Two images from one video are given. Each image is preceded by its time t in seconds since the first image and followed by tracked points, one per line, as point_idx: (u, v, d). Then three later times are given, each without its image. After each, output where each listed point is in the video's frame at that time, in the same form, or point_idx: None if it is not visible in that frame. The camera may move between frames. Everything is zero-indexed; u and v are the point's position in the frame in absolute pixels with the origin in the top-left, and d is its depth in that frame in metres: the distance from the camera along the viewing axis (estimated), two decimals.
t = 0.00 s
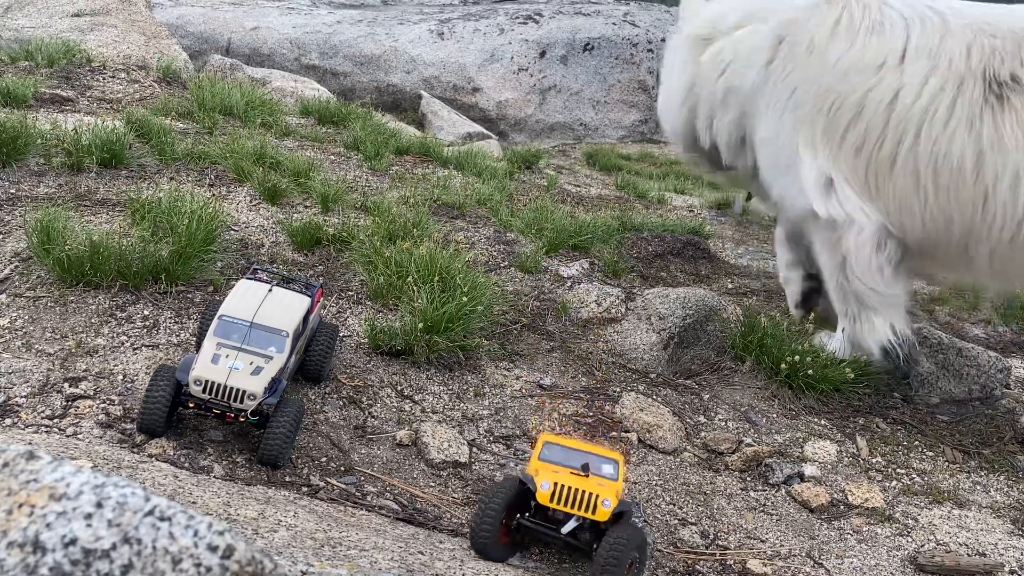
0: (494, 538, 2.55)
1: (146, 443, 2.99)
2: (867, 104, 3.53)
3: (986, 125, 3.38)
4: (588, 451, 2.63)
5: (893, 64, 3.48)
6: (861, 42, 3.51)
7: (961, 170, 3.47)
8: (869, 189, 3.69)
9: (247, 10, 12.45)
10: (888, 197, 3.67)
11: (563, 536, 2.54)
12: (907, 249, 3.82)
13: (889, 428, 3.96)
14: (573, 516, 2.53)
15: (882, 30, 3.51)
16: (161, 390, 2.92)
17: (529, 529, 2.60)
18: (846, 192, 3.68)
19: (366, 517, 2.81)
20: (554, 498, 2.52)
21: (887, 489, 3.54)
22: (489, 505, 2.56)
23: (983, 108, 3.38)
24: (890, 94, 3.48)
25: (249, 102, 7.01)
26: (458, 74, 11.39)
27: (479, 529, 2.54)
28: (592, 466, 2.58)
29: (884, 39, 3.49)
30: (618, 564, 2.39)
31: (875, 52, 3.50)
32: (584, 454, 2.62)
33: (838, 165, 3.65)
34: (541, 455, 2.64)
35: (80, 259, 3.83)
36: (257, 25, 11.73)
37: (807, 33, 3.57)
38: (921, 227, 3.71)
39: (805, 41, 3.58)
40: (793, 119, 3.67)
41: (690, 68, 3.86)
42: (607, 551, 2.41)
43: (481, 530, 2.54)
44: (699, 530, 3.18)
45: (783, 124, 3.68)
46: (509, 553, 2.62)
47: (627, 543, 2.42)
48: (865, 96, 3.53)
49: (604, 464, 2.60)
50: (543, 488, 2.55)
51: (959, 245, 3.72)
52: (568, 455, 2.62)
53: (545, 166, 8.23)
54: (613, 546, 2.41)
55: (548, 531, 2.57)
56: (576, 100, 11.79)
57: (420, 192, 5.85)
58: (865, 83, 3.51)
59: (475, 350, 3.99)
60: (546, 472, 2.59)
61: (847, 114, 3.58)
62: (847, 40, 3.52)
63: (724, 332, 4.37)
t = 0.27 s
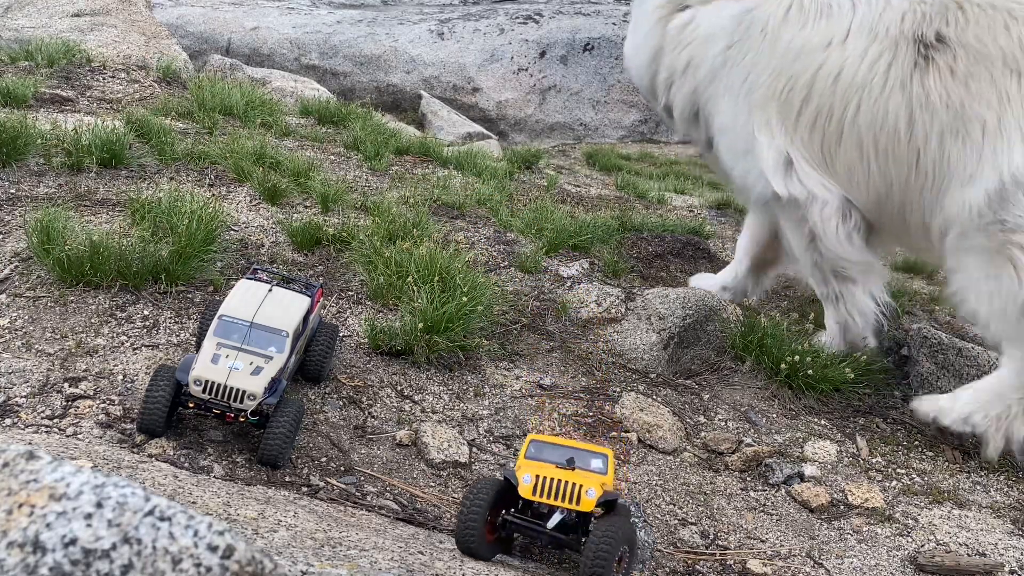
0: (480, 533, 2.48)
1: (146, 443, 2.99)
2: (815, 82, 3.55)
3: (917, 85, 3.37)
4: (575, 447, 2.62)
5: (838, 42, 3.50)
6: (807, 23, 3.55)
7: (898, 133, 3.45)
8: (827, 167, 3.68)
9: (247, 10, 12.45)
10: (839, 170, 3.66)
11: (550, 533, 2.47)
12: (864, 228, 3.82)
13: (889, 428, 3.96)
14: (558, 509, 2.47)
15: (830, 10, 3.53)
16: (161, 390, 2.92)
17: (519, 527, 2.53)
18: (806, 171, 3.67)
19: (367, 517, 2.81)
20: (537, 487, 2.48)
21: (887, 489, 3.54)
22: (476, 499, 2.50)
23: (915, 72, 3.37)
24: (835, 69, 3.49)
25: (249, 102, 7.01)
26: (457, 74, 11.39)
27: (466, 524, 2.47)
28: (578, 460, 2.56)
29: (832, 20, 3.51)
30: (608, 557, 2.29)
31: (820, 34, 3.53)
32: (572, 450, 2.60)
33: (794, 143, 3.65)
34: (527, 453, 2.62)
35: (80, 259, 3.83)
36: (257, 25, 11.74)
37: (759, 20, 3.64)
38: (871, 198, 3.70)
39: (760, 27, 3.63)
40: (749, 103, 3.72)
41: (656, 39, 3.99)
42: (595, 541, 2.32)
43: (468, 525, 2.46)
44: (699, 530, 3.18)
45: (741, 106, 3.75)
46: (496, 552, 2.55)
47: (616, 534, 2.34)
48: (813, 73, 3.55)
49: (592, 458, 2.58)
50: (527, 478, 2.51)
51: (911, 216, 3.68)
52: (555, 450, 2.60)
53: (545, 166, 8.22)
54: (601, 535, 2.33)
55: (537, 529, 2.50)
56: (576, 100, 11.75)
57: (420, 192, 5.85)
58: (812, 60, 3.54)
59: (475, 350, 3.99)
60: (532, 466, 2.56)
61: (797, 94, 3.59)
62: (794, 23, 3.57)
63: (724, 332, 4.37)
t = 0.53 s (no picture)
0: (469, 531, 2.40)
1: (146, 443, 2.99)
2: (734, 69, 3.42)
3: (823, 71, 3.19)
4: (571, 448, 2.59)
5: (756, 23, 3.34)
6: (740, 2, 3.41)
7: (808, 121, 3.31)
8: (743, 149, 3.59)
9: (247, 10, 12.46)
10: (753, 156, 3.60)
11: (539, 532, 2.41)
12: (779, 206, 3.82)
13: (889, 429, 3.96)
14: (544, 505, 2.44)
15: None
16: (161, 390, 2.92)
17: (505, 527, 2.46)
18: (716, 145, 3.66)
19: (367, 517, 2.81)
20: (524, 483, 2.46)
21: (887, 489, 3.54)
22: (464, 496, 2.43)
23: (827, 60, 3.19)
24: (752, 56, 3.34)
25: (249, 102, 7.01)
26: (457, 74, 11.39)
27: (455, 520, 2.39)
28: (573, 462, 2.52)
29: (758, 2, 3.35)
30: (604, 553, 2.21)
31: (745, 19, 3.38)
32: (569, 451, 2.57)
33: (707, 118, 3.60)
34: (523, 452, 2.60)
35: (80, 259, 3.83)
36: (257, 25, 11.73)
37: None
38: (789, 181, 3.60)
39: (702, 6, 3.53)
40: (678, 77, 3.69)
41: None
42: (590, 537, 2.25)
43: (458, 521, 2.39)
44: (699, 530, 3.18)
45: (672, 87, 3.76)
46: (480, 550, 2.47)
47: (612, 530, 2.28)
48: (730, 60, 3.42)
49: (588, 461, 2.54)
50: (515, 473, 2.49)
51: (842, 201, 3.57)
52: (549, 450, 2.58)
53: (545, 166, 8.22)
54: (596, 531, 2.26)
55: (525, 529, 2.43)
56: (576, 100, 11.62)
57: (420, 192, 5.85)
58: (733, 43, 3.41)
59: (475, 350, 3.99)
60: (524, 463, 2.54)
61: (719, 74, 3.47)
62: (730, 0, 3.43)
63: (724, 332, 4.36)
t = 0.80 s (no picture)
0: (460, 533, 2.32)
1: (146, 443, 2.99)
2: (684, 50, 3.92)
3: (769, 57, 3.74)
4: (565, 446, 2.52)
5: (707, 11, 3.87)
6: None
7: (754, 103, 3.84)
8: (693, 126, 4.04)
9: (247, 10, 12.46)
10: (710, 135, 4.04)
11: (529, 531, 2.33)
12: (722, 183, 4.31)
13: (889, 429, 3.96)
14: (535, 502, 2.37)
15: None
16: (161, 390, 2.92)
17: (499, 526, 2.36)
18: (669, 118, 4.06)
19: (366, 517, 2.81)
20: (515, 481, 2.39)
21: (887, 489, 3.54)
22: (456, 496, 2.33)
23: (769, 43, 3.74)
24: (701, 40, 3.87)
25: (249, 102, 7.01)
26: (457, 74, 11.39)
27: (446, 524, 2.32)
28: (566, 460, 2.46)
29: None
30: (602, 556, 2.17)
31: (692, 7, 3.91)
32: (563, 449, 2.50)
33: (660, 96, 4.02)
34: (515, 450, 2.54)
35: (80, 259, 3.83)
36: (257, 26, 11.73)
37: None
38: (734, 166, 4.14)
39: None
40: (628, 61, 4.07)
41: None
42: (586, 541, 2.20)
43: (449, 525, 2.31)
44: (699, 530, 3.18)
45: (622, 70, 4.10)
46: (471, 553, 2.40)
47: (608, 531, 2.22)
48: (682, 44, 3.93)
49: (583, 459, 2.47)
50: (505, 470, 2.42)
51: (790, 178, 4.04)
52: (543, 448, 2.51)
53: (545, 166, 8.22)
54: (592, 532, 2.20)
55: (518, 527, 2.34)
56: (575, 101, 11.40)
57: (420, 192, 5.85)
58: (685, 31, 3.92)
59: (475, 350, 3.99)
60: (515, 461, 2.47)
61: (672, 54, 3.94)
62: None
63: (724, 332, 4.36)
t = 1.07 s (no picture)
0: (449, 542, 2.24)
1: (146, 443, 2.99)
2: (634, 27, 4.17)
3: (721, 35, 3.92)
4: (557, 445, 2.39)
5: None
6: None
7: (705, 80, 4.00)
8: (642, 105, 4.31)
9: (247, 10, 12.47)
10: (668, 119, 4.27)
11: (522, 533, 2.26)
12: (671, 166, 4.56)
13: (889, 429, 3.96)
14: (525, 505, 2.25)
15: None
16: (161, 390, 2.92)
17: (492, 529, 2.29)
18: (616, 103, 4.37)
19: (366, 517, 2.81)
20: (505, 482, 2.27)
21: (887, 489, 3.54)
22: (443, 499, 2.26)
23: (720, 23, 3.93)
24: (653, 18, 4.10)
25: (249, 102, 7.01)
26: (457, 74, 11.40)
27: (435, 531, 2.23)
28: (559, 459, 2.33)
29: None
30: (600, 558, 2.11)
31: None
32: (556, 447, 2.38)
33: (609, 77, 4.31)
34: (507, 448, 2.42)
35: (80, 259, 3.83)
36: (257, 26, 11.74)
37: None
38: (684, 145, 4.33)
39: None
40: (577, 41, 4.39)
41: None
42: (582, 546, 2.12)
43: (439, 532, 2.23)
44: (699, 530, 3.18)
45: (577, 59, 4.43)
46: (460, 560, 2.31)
47: (604, 532, 2.15)
48: (633, 21, 4.17)
49: (577, 459, 2.35)
50: (495, 470, 2.30)
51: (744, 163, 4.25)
52: (534, 446, 2.39)
53: (545, 166, 8.22)
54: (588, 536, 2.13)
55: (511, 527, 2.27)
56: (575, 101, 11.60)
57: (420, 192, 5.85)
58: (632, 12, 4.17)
59: (475, 350, 3.99)
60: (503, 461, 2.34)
61: (620, 34, 4.22)
62: None
63: (724, 332, 4.36)
